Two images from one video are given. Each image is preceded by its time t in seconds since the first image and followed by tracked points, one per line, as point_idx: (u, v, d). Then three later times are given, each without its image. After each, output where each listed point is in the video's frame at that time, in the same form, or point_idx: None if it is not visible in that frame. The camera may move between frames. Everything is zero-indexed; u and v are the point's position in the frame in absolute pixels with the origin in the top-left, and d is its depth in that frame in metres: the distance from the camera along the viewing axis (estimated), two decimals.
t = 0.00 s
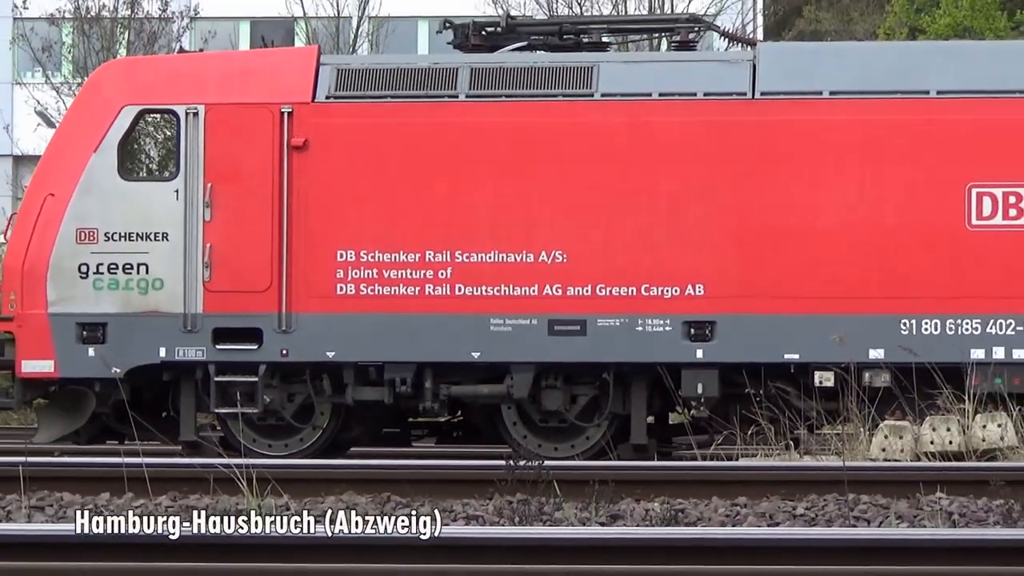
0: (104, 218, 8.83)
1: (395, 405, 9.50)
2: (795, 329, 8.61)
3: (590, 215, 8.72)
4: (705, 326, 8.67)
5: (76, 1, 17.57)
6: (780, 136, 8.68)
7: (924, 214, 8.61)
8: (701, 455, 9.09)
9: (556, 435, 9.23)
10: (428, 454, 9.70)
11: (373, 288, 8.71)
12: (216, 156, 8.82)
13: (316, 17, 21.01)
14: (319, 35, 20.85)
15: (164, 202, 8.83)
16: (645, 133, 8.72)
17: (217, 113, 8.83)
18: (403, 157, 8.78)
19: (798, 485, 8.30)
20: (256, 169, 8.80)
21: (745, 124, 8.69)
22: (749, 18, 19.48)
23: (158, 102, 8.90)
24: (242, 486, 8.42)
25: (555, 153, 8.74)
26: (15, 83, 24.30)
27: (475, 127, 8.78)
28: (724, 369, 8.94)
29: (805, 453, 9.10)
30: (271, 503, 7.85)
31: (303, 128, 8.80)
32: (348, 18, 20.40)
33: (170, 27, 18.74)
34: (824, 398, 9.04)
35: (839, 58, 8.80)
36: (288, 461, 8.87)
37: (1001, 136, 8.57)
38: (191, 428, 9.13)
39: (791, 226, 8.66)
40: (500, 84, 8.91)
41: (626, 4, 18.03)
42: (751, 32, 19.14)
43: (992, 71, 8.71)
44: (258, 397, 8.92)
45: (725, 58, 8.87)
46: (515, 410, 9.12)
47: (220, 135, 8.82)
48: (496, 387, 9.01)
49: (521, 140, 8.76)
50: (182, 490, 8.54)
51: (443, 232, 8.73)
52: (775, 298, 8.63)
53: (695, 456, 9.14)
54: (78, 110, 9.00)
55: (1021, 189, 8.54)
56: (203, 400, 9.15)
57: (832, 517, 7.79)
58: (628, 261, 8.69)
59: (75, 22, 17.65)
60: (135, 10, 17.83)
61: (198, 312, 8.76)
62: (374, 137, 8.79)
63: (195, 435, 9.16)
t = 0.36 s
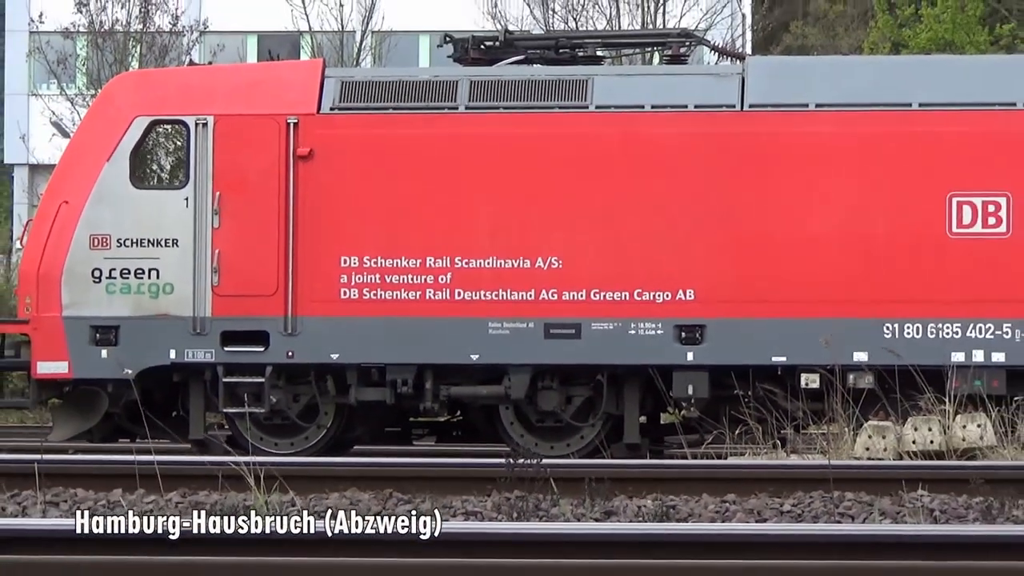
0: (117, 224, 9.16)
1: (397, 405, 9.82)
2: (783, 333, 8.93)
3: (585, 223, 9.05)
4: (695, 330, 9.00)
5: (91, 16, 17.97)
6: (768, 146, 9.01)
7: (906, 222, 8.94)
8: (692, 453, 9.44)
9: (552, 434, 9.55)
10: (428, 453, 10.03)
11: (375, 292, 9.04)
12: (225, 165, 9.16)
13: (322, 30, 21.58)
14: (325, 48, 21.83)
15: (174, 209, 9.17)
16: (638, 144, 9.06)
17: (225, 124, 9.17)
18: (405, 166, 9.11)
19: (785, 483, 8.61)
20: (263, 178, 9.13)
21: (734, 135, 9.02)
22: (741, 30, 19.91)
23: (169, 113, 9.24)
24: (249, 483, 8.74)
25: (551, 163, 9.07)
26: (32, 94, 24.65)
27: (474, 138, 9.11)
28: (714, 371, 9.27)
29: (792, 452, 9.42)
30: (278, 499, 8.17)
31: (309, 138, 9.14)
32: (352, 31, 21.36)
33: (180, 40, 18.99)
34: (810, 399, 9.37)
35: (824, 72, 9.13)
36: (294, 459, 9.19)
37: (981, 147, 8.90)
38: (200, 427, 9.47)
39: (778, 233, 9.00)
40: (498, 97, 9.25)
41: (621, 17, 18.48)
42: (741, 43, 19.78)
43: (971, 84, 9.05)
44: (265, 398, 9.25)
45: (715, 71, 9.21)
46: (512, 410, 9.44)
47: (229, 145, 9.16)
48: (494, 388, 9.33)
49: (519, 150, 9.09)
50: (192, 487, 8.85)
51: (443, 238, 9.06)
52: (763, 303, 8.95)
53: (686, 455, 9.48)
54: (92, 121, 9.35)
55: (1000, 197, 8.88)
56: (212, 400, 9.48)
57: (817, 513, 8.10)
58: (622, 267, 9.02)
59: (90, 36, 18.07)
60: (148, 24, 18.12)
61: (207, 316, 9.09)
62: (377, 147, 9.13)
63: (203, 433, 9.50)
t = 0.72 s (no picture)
0: (129, 227, 9.51)
1: (397, 401, 10.17)
2: (769, 332, 9.28)
3: (579, 226, 9.40)
4: (685, 329, 9.35)
5: (103, 27, 18.80)
6: (756, 152, 9.36)
7: (889, 225, 9.29)
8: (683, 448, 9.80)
9: (547, 430, 9.91)
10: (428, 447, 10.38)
11: (377, 293, 9.38)
12: (232, 170, 9.51)
13: (327, 40, 22.36)
14: (328, 59, 22.46)
15: (184, 213, 9.52)
16: (630, 149, 9.41)
17: (233, 130, 9.52)
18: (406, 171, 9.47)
19: (772, 476, 8.95)
20: (269, 182, 9.48)
21: (723, 142, 9.37)
22: (728, 41, 20.43)
23: (179, 120, 9.59)
24: (256, 476, 9.07)
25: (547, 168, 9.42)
26: (48, 102, 25.00)
27: (473, 144, 9.46)
28: (704, 369, 9.62)
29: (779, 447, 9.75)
30: (283, 490, 8.50)
31: (314, 144, 9.49)
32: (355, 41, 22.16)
33: (189, 50, 19.96)
34: (796, 395, 9.72)
35: (809, 81, 9.49)
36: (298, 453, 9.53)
37: (960, 153, 9.26)
38: (208, 421, 9.83)
39: (765, 236, 9.35)
40: (496, 104, 9.60)
41: (613, 28, 18.96)
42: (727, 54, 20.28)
43: (951, 92, 9.40)
44: (271, 394, 9.60)
45: (705, 80, 9.55)
46: (509, 406, 9.79)
47: (236, 150, 9.51)
48: (491, 384, 9.68)
49: (516, 156, 9.44)
50: (200, 480, 9.18)
51: (443, 241, 9.41)
52: (751, 303, 9.30)
53: (677, 449, 9.84)
54: (105, 128, 9.71)
55: (979, 202, 9.25)
56: (220, 397, 9.84)
57: (802, 505, 8.43)
58: (614, 268, 9.36)
59: (101, 45, 18.89)
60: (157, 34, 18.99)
61: (215, 315, 9.44)
62: (379, 153, 9.48)
63: (211, 428, 9.86)
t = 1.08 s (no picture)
0: (141, 230, 9.90)
1: (397, 398, 10.56)
2: (755, 332, 9.67)
3: (572, 230, 9.80)
4: (674, 329, 9.74)
5: (117, 38, 19.64)
6: (742, 159, 9.75)
7: (869, 230, 9.69)
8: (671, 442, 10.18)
9: (541, 425, 10.30)
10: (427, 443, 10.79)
11: (379, 293, 9.78)
12: (240, 175, 9.91)
13: (329, 51, 23.84)
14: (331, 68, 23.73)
15: (192, 217, 9.92)
16: (622, 156, 9.80)
17: (241, 137, 9.92)
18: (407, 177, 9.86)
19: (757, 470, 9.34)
20: (275, 188, 9.88)
21: (711, 149, 9.76)
22: (716, 53, 21.38)
23: (188, 127, 9.99)
24: (262, 469, 9.46)
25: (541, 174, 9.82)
26: (60, 110, 25.76)
27: (470, 151, 9.85)
28: (692, 368, 10.02)
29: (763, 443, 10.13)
30: (289, 483, 8.87)
31: (318, 151, 9.89)
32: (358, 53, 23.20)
33: (200, 61, 20.89)
34: (780, 393, 10.11)
35: (793, 91, 9.88)
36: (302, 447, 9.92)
37: (938, 160, 9.66)
38: (217, 417, 10.22)
39: (751, 239, 9.74)
40: (493, 113, 9.99)
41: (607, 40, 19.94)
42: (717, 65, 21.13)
43: (930, 102, 9.81)
44: (276, 391, 9.99)
45: (693, 90, 9.94)
46: (504, 403, 10.19)
47: (244, 157, 9.91)
48: (488, 381, 10.08)
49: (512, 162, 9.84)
50: (208, 473, 9.56)
51: (442, 244, 9.81)
52: (737, 304, 9.69)
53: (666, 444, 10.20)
54: (118, 136, 10.11)
55: (956, 207, 9.66)
56: (228, 393, 10.23)
57: (785, 496, 8.84)
58: (606, 270, 9.76)
59: (115, 56, 19.69)
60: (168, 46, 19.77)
61: (223, 315, 9.84)
62: (380, 159, 9.88)
63: (219, 423, 10.25)
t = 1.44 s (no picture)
0: (149, 230, 10.29)
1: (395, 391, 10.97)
2: (740, 328, 10.07)
3: (564, 230, 10.20)
4: (662, 325, 10.13)
5: (126, 46, 21.50)
6: (728, 162, 10.14)
7: (850, 230, 10.08)
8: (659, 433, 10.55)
9: (535, 417, 10.71)
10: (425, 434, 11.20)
11: (378, 291, 10.17)
12: (245, 177, 10.30)
13: (332, 58, 24.26)
14: (334, 76, 23.91)
15: (199, 217, 10.32)
16: (612, 159, 10.19)
17: (245, 141, 10.31)
18: (405, 179, 10.26)
19: (742, 461, 9.73)
20: (278, 189, 10.27)
21: (697, 153, 10.15)
22: (704, 58, 22.83)
23: (195, 131, 10.39)
24: (265, 460, 9.84)
25: (535, 176, 10.21)
26: (72, 114, 26.83)
27: (466, 154, 10.25)
28: (679, 362, 10.42)
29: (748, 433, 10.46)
30: (291, 473, 9.26)
31: (320, 154, 10.29)
32: (357, 59, 24.00)
33: (206, 67, 22.42)
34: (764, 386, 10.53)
35: (777, 96, 10.27)
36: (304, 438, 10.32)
37: (916, 163, 10.06)
38: (222, 409, 10.64)
39: (736, 239, 10.14)
40: (488, 117, 10.38)
41: (596, 47, 21.29)
42: (701, 70, 22.19)
43: (909, 107, 10.20)
44: (279, 383, 10.40)
45: (681, 95, 10.33)
46: (499, 396, 10.61)
47: (249, 159, 10.31)
48: (483, 375, 10.47)
49: (506, 165, 10.23)
50: (213, 463, 9.95)
51: (439, 243, 10.20)
52: (723, 302, 10.09)
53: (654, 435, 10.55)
54: (127, 139, 10.51)
55: (932, 208, 10.06)
56: (233, 386, 10.64)
57: (767, 485, 9.26)
58: (597, 269, 10.15)
59: (125, 63, 21.56)
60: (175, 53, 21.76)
61: (228, 311, 10.23)
62: (380, 161, 10.28)
63: (225, 414, 10.66)
